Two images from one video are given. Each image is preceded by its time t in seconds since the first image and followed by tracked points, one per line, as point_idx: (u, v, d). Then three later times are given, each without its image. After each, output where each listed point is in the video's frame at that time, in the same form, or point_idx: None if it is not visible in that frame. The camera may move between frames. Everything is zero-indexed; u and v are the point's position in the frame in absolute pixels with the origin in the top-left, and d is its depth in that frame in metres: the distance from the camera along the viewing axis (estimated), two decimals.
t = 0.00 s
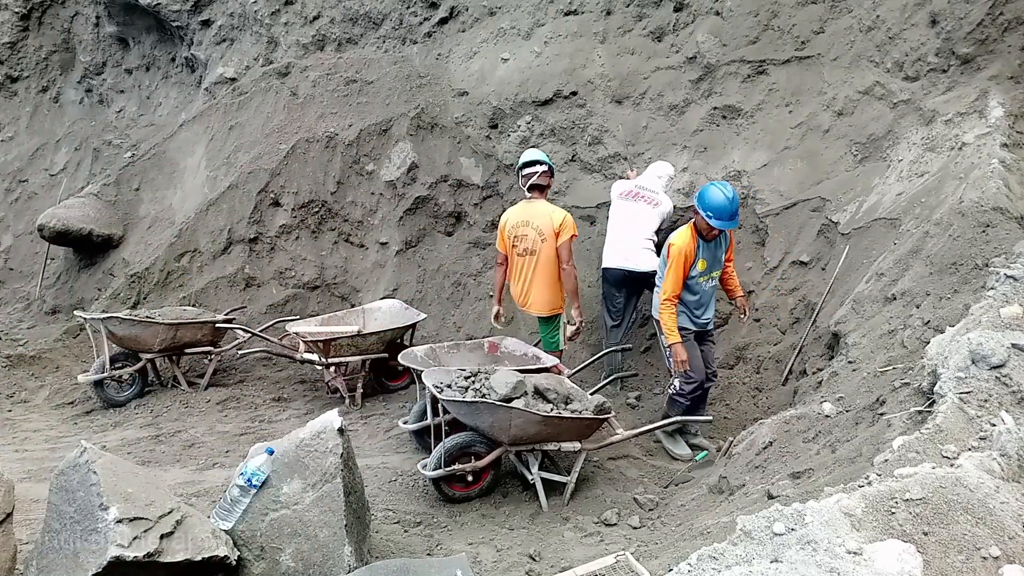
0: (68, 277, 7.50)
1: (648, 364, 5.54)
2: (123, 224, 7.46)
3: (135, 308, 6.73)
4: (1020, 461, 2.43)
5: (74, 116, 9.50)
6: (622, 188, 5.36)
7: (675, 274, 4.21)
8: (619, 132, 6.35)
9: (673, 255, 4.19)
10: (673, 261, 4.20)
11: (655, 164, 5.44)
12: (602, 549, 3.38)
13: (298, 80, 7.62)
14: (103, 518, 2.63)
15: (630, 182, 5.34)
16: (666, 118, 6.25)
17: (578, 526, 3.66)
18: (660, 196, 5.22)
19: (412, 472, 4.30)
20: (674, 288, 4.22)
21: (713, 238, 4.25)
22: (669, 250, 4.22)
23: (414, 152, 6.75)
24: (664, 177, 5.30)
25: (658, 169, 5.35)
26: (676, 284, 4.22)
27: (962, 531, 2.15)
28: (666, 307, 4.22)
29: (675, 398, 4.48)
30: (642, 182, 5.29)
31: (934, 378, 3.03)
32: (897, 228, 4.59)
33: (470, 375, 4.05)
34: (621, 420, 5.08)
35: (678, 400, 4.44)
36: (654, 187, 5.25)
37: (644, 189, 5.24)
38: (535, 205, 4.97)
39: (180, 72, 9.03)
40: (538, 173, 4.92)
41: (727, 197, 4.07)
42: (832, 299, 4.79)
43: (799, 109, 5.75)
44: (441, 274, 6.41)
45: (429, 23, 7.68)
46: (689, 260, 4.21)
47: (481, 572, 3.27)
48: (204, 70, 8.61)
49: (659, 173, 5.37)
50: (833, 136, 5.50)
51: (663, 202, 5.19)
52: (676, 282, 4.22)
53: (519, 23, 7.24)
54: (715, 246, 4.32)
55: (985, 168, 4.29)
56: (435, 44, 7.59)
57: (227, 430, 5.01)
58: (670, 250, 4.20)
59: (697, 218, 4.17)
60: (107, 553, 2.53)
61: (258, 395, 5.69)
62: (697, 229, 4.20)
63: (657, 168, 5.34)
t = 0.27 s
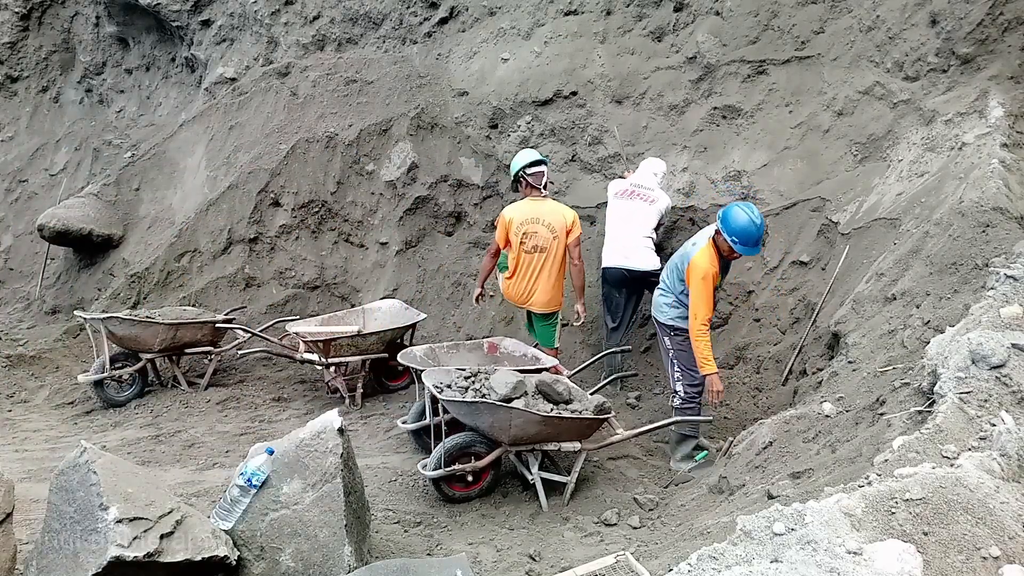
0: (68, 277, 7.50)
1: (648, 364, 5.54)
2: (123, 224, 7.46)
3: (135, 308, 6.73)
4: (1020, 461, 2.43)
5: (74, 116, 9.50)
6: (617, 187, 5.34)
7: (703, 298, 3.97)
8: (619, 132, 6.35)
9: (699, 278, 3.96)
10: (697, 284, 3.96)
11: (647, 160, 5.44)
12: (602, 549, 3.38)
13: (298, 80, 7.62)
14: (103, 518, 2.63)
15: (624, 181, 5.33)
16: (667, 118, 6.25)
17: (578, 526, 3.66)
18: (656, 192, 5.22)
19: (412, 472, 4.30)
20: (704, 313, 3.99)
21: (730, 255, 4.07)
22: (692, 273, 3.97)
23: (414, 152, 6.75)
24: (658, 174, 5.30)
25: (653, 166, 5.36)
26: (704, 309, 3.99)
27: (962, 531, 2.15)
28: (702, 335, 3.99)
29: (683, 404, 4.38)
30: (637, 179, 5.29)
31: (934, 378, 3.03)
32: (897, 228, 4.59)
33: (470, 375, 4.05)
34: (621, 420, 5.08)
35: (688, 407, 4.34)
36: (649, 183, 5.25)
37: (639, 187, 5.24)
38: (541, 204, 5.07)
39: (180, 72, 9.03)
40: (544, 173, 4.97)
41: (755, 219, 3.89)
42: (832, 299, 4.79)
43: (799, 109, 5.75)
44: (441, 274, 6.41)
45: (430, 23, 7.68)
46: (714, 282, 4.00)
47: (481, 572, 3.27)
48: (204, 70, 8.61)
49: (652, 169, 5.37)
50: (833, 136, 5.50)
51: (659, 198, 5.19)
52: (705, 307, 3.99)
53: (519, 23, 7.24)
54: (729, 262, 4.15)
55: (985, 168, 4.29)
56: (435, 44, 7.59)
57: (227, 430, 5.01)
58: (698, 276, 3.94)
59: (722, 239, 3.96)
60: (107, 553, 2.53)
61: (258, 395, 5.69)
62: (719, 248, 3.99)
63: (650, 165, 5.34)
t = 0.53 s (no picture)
0: (68, 277, 7.50)
1: (648, 365, 5.55)
2: (123, 224, 7.46)
3: (135, 308, 6.73)
4: (1020, 461, 2.43)
5: (74, 116, 9.50)
6: (611, 188, 5.33)
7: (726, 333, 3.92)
8: (619, 132, 6.35)
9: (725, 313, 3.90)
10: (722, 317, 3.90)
11: (640, 157, 5.42)
12: (602, 549, 3.38)
13: (298, 80, 7.62)
14: (103, 518, 2.63)
15: (618, 181, 5.32)
16: (666, 118, 6.25)
17: (578, 526, 3.66)
18: (650, 191, 5.20)
19: (412, 472, 4.30)
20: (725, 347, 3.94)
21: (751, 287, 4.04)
22: (718, 308, 3.89)
23: (414, 152, 6.75)
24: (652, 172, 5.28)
25: (646, 163, 5.33)
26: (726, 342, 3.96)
27: (962, 531, 2.15)
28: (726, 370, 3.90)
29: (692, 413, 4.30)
30: (631, 179, 5.27)
31: (934, 378, 3.03)
32: (897, 228, 4.59)
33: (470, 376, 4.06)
34: (621, 420, 5.08)
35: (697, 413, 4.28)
36: (643, 182, 5.23)
37: (634, 186, 5.23)
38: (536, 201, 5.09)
39: (180, 72, 9.03)
40: (530, 174, 5.19)
41: (790, 252, 3.88)
42: (832, 299, 4.79)
43: (799, 108, 5.75)
44: (441, 274, 6.41)
45: (430, 23, 7.68)
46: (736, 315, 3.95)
47: (481, 572, 3.27)
48: (204, 70, 8.61)
49: (646, 167, 5.34)
50: (833, 136, 5.50)
51: (654, 197, 5.17)
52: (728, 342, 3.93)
53: (519, 23, 7.24)
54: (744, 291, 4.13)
55: (985, 168, 4.29)
56: (435, 44, 7.60)
57: (227, 430, 5.01)
58: (719, 309, 3.89)
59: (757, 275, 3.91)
60: (107, 553, 2.54)
61: (258, 395, 5.68)
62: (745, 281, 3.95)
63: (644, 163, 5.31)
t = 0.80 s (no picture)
0: (68, 277, 7.50)
1: (648, 364, 5.55)
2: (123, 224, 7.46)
3: (135, 308, 6.73)
4: (1020, 461, 2.43)
5: (74, 116, 9.51)
6: (606, 189, 5.32)
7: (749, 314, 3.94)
8: (619, 132, 6.35)
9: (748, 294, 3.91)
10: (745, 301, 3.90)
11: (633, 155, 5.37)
12: (602, 549, 3.38)
13: (298, 80, 7.62)
14: (103, 518, 2.63)
15: (612, 182, 5.30)
16: (666, 118, 6.25)
17: (578, 526, 3.66)
18: (644, 190, 5.17)
19: (412, 472, 4.30)
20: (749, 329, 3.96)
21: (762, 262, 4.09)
22: (742, 290, 3.89)
23: (414, 152, 6.75)
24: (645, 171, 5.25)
25: (639, 162, 5.29)
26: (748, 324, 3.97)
27: (962, 531, 2.15)
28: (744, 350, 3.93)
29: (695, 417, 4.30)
30: (625, 180, 5.25)
31: (934, 378, 3.03)
32: (897, 228, 4.59)
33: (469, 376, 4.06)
34: (621, 420, 5.08)
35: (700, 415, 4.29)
36: (636, 182, 5.20)
37: (627, 187, 5.20)
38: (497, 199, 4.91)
39: (180, 72, 9.03)
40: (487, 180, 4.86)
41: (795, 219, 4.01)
42: (832, 299, 4.79)
43: (799, 108, 5.75)
44: (441, 274, 6.41)
45: (430, 23, 7.68)
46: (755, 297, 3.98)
47: (481, 572, 3.27)
48: (204, 70, 8.61)
49: (639, 166, 5.30)
50: (833, 136, 5.50)
51: (647, 197, 5.14)
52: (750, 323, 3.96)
53: (519, 23, 7.24)
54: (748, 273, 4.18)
55: (985, 168, 4.29)
56: (435, 44, 7.60)
57: (227, 430, 5.00)
58: (746, 292, 3.88)
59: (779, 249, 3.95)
60: (107, 553, 2.54)
61: (258, 395, 5.68)
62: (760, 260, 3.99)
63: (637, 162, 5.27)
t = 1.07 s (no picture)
0: (68, 277, 7.50)
1: (648, 364, 5.54)
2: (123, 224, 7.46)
3: (135, 308, 6.73)
4: (1020, 461, 2.43)
5: (74, 116, 9.50)
6: (600, 189, 5.30)
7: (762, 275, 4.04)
8: (619, 132, 6.35)
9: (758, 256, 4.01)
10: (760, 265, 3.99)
11: (624, 154, 5.36)
12: (602, 549, 3.38)
13: (298, 80, 7.62)
14: (103, 518, 2.63)
15: (607, 181, 5.28)
16: (666, 118, 6.25)
17: (578, 526, 3.66)
18: (640, 190, 5.19)
19: (412, 472, 4.30)
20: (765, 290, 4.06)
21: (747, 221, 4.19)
22: (754, 254, 3.97)
23: (414, 152, 6.75)
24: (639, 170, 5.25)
25: (632, 161, 5.29)
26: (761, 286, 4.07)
27: (962, 531, 2.15)
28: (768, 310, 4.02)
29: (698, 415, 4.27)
30: (620, 179, 5.24)
31: (934, 378, 3.03)
32: (897, 228, 4.59)
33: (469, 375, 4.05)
34: (621, 420, 5.07)
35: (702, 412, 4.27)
36: (631, 182, 5.21)
37: (623, 187, 5.20)
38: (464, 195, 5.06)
39: (180, 72, 9.03)
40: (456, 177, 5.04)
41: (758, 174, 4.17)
42: (832, 298, 4.79)
43: (799, 108, 5.75)
44: (441, 274, 6.41)
45: (430, 23, 7.68)
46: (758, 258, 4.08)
47: (481, 572, 3.27)
48: (204, 70, 8.61)
49: (632, 164, 5.29)
50: (833, 136, 5.50)
51: (644, 196, 5.17)
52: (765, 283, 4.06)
53: (519, 23, 7.24)
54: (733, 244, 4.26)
55: (985, 168, 4.29)
56: (435, 44, 7.59)
57: (227, 430, 5.01)
58: (757, 254, 3.97)
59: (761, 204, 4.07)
60: (107, 553, 2.54)
61: (258, 395, 5.68)
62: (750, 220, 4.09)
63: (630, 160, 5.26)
